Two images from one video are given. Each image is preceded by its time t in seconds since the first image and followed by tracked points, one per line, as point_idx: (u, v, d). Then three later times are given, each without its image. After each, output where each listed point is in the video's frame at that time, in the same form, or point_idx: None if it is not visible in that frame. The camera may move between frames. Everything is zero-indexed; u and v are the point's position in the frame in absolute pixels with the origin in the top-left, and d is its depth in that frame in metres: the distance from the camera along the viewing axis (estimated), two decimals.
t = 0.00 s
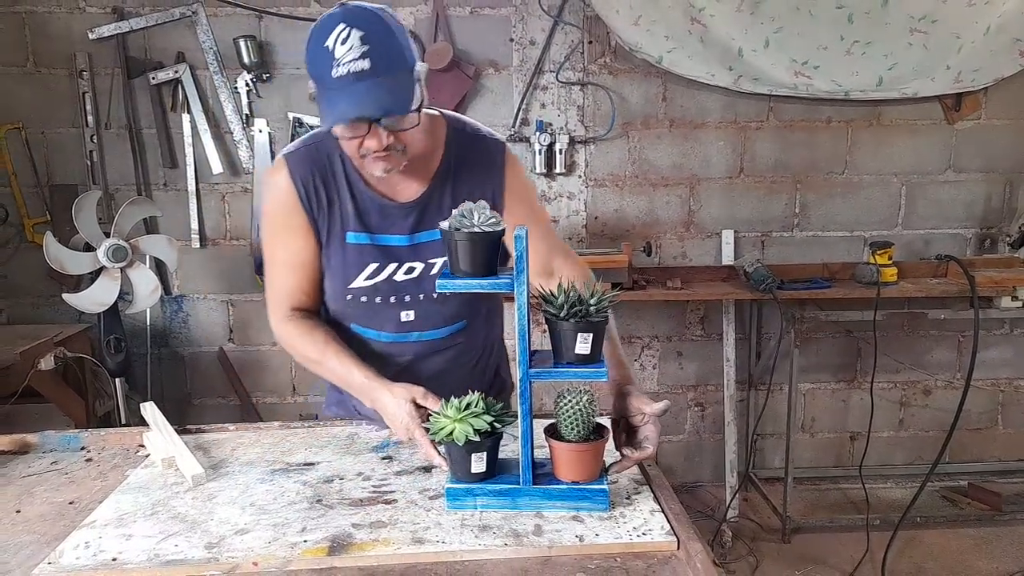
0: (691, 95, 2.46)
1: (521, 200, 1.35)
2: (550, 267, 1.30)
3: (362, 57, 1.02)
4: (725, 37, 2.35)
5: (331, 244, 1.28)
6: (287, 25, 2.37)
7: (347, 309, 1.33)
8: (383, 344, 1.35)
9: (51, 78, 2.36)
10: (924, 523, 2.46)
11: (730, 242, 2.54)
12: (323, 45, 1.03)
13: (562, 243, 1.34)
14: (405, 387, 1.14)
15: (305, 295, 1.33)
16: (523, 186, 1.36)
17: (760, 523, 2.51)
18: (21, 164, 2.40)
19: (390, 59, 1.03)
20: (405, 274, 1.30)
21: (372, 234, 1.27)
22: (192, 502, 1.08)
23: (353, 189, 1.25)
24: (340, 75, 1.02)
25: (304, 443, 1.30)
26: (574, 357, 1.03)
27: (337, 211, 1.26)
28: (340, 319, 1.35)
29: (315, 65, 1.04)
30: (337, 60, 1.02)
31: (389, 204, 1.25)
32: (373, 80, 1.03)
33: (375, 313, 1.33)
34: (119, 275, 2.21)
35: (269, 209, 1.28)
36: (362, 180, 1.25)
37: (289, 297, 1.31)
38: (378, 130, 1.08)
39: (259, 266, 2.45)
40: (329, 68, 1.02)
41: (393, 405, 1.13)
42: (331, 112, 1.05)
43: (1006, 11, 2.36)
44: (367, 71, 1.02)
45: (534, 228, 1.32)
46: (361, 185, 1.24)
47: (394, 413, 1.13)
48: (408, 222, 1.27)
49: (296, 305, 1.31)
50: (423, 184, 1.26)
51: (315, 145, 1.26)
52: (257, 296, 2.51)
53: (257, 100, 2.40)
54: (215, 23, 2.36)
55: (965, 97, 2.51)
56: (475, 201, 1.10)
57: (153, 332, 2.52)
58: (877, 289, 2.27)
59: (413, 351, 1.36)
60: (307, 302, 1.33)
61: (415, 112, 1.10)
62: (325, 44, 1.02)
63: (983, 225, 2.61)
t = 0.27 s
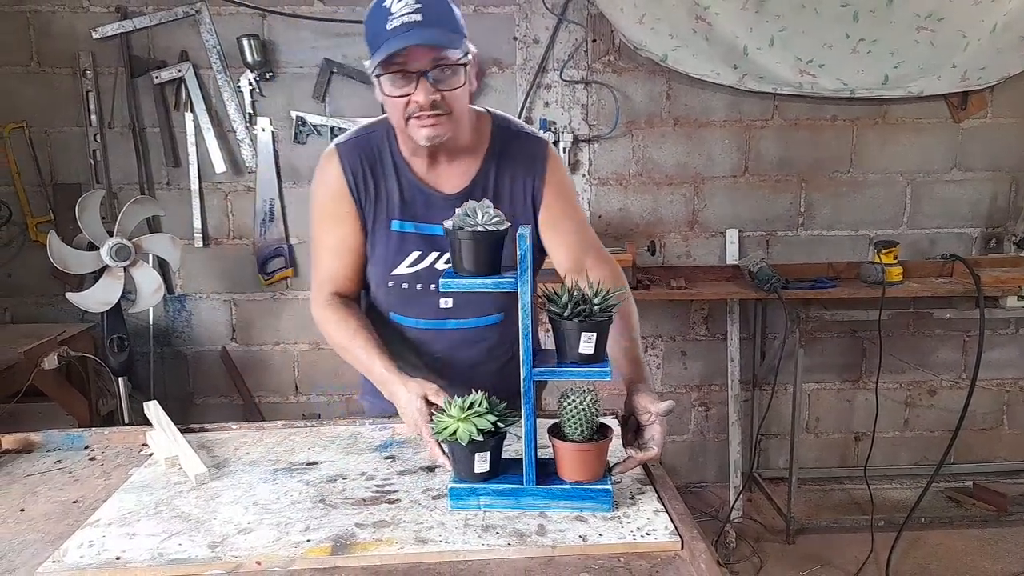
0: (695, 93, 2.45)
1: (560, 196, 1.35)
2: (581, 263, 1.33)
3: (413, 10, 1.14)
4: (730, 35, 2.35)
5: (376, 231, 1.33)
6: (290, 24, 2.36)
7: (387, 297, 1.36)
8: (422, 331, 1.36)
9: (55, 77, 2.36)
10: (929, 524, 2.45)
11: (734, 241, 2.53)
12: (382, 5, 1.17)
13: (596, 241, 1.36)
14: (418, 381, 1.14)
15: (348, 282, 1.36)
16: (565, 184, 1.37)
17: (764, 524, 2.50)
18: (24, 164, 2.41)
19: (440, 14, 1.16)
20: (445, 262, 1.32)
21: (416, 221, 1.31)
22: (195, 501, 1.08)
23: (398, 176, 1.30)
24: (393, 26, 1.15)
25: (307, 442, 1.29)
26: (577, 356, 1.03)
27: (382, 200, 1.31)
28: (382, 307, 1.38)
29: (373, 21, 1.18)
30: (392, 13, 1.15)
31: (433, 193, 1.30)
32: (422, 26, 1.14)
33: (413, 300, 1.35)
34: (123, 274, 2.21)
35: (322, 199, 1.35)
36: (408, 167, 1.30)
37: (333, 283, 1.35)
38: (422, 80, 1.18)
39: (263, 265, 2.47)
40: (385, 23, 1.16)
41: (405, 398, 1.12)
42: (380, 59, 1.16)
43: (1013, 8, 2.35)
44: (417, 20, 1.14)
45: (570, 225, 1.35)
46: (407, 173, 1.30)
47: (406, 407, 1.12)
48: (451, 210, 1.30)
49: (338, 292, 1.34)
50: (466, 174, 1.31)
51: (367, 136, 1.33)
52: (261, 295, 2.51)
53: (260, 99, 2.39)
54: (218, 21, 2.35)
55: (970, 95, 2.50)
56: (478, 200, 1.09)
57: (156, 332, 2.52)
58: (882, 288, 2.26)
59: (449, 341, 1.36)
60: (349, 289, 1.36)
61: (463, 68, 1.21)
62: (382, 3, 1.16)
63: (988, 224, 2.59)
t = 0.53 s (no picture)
0: (693, 95, 2.46)
1: (582, 196, 1.35)
2: (592, 263, 1.33)
3: (472, 31, 1.11)
4: (728, 37, 2.35)
5: (401, 229, 1.31)
6: (289, 26, 2.37)
7: (411, 292, 1.36)
8: (442, 327, 1.38)
9: (53, 79, 2.36)
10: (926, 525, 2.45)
11: (732, 243, 2.53)
12: (437, 19, 1.12)
13: (609, 241, 1.36)
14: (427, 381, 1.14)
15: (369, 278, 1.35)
16: (583, 182, 1.36)
17: (762, 525, 2.51)
18: (23, 166, 2.41)
19: (497, 36, 1.13)
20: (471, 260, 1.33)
21: (443, 219, 1.30)
22: (193, 504, 1.08)
23: (426, 175, 1.29)
24: (452, 46, 1.11)
25: (305, 444, 1.29)
26: (575, 358, 1.03)
27: (408, 197, 1.30)
28: (405, 302, 1.39)
29: (425, 36, 1.13)
30: (450, 33, 1.11)
31: (459, 190, 1.29)
32: (482, 51, 1.11)
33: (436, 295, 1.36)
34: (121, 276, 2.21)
35: (347, 196, 1.32)
36: (436, 166, 1.29)
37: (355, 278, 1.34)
38: (473, 100, 1.15)
39: (261, 267, 2.47)
40: (442, 41, 1.11)
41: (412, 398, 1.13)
42: (437, 77, 1.12)
43: (1010, 11, 2.36)
44: (477, 44, 1.11)
45: (586, 225, 1.34)
46: (433, 170, 1.28)
47: (412, 406, 1.13)
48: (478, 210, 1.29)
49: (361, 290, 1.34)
50: (493, 173, 1.30)
51: (393, 133, 1.30)
52: (260, 297, 2.51)
53: (258, 101, 2.39)
54: (216, 24, 2.36)
55: (967, 97, 2.51)
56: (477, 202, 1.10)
57: (155, 333, 2.52)
58: (879, 290, 2.26)
59: (467, 336, 1.38)
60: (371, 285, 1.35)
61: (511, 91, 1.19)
62: (439, 19, 1.11)
63: (985, 226, 2.60)
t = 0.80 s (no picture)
0: (692, 93, 2.46)
1: (593, 199, 1.35)
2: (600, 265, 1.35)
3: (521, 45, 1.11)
4: (727, 35, 2.35)
5: (416, 227, 1.31)
6: (286, 24, 2.36)
7: (423, 290, 1.36)
8: (454, 327, 1.38)
9: (50, 77, 2.35)
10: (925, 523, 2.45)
11: (731, 241, 2.53)
12: (486, 29, 1.11)
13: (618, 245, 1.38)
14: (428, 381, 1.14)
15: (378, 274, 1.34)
16: (595, 185, 1.36)
17: (761, 524, 2.51)
18: (19, 164, 2.40)
19: (543, 52, 1.13)
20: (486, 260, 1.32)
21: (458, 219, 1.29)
22: (191, 503, 1.07)
23: (443, 174, 1.28)
24: (501, 57, 1.10)
25: (304, 443, 1.29)
26: (574, 356, 1.03)
27: (425, 197, 1.29)
28: (416, 301, 1.38)
29: (472, 45, 1.11)
30: (500, 44, 1.10)
31: (476, 191, 1.28)
32: (529, 65, 1.11)
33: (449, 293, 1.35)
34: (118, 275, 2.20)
35: (359, 192, 1.31)
36: (453, 165, 1.28)
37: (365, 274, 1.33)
38: (512, 111, 1.13)
39: (259, 265, 2.46)
40: (490, 50, 1.10)
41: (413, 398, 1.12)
42: (483, 86, 1.10)
43: (1010, 9, 2.35)
44: (525, 58, 1.11)
45: (598, 228, 1.35)
46: (451, 171, 1.28)
47: (412, 406, 1.12)
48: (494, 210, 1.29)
49: (370, 288, 1.33)
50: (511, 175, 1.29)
51: (411, 131, 1.30)
52: (258, 296, 2.51)
53: (256, 99, 2.39)
54: (214, 22, 2.35)
55: (966, 96, 2.51)
56: (476, 201, 1.09)
57: (153, 332, 2.52)
58: (878, 288, 2.26)
59: (478, 334, 1.38)
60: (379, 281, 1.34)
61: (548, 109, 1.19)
62: (489, 29, 1.10)
63: (984, 224, 2.60)
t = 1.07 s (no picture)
0: (691, 91, 2.45)
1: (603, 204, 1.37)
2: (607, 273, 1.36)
3: (550, 48, 1.11)
4: (727, 32, 2.34)
5: (426, 222, 1.31)
6: (285, 22, 2.36)
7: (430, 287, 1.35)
8: (462, 325, 1.37)
9: (48, 75, 2.35)
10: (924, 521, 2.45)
11: (730, 239, 2.53)
12: (517, 29, 1.11)
13: (624, 252, 1.40)
14: (415, 375, 1.15)
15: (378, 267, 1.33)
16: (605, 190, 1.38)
17: (760, 521, 2.51)
18: (18, 163, 2.39)
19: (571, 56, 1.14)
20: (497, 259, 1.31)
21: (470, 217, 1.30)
22: (191, 502, 1.07)
23: (457, 171, 1.29)
24: (530, 60, 1.10)
25: (303, 442, 1.29)
26: (574, 355, 1.03)
27: (437, 192, 1.29)
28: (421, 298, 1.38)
29: (501, 44, 1.11)
30: (530, 46, 1.10)
31: (489, 188, 1.29)
32: (556, 69, 1.12)
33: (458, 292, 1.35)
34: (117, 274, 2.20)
35: (367, 183, 1.30)
36: (468, 163, 1.28)
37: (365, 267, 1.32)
38: (536, 113, 1.14)
39: (259, 264, 2.46)
40: (520, 51, 1.10)
41: (396, 390, 1.14)
42: (509, 87, 1.11)
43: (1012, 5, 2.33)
44: (553, 62, 1.11)
45: (606, 233, 1.37)
46: (466, 168, 1.28)
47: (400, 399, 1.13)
48: (506, 210, 1.30)
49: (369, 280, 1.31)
50: (525, 175, 1.30)
51: (426, 125, 1.30)
52: (257, 295, 2.50)
53: (255, 98, 2.38)
54: (212, 20, 2.34)
55: (965, 93, 2.50)
56: (475, 199, 1.09)
57: (152, 331, 2.52)
58: (877, 286, 2.26)
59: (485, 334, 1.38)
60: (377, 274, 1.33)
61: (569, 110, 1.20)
62: (520, 30, 1.10)
63: (983, 221, 2.60)
